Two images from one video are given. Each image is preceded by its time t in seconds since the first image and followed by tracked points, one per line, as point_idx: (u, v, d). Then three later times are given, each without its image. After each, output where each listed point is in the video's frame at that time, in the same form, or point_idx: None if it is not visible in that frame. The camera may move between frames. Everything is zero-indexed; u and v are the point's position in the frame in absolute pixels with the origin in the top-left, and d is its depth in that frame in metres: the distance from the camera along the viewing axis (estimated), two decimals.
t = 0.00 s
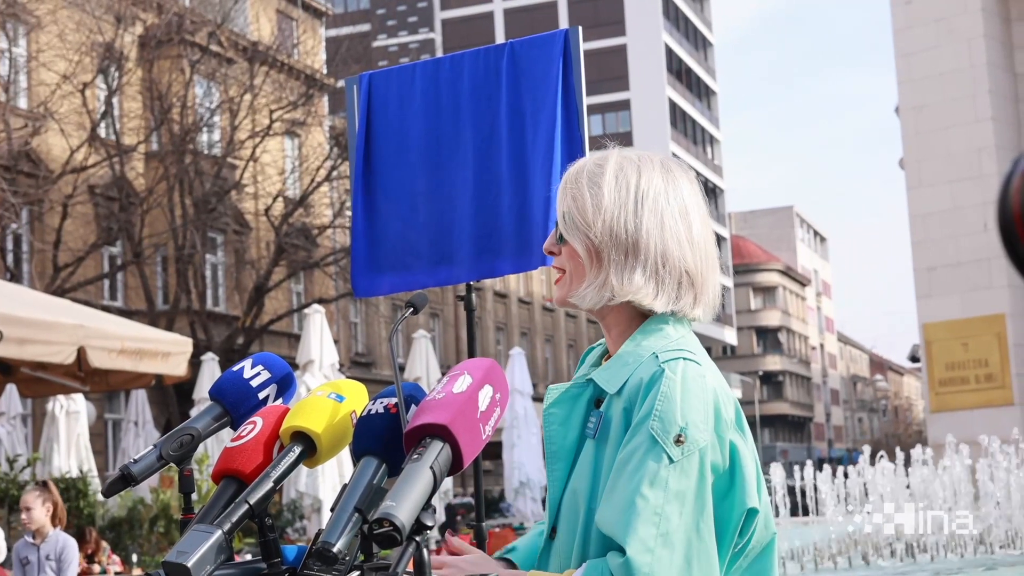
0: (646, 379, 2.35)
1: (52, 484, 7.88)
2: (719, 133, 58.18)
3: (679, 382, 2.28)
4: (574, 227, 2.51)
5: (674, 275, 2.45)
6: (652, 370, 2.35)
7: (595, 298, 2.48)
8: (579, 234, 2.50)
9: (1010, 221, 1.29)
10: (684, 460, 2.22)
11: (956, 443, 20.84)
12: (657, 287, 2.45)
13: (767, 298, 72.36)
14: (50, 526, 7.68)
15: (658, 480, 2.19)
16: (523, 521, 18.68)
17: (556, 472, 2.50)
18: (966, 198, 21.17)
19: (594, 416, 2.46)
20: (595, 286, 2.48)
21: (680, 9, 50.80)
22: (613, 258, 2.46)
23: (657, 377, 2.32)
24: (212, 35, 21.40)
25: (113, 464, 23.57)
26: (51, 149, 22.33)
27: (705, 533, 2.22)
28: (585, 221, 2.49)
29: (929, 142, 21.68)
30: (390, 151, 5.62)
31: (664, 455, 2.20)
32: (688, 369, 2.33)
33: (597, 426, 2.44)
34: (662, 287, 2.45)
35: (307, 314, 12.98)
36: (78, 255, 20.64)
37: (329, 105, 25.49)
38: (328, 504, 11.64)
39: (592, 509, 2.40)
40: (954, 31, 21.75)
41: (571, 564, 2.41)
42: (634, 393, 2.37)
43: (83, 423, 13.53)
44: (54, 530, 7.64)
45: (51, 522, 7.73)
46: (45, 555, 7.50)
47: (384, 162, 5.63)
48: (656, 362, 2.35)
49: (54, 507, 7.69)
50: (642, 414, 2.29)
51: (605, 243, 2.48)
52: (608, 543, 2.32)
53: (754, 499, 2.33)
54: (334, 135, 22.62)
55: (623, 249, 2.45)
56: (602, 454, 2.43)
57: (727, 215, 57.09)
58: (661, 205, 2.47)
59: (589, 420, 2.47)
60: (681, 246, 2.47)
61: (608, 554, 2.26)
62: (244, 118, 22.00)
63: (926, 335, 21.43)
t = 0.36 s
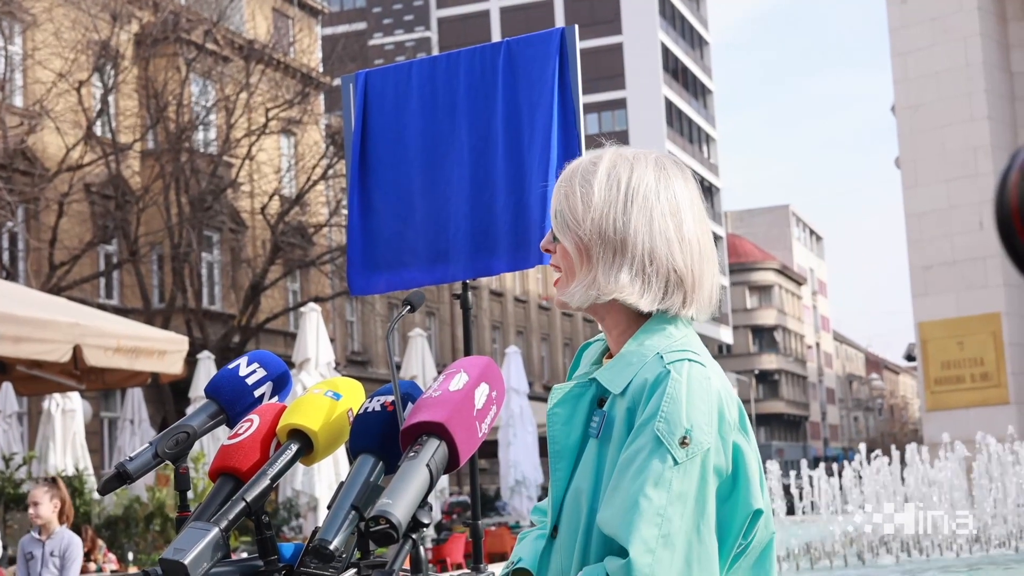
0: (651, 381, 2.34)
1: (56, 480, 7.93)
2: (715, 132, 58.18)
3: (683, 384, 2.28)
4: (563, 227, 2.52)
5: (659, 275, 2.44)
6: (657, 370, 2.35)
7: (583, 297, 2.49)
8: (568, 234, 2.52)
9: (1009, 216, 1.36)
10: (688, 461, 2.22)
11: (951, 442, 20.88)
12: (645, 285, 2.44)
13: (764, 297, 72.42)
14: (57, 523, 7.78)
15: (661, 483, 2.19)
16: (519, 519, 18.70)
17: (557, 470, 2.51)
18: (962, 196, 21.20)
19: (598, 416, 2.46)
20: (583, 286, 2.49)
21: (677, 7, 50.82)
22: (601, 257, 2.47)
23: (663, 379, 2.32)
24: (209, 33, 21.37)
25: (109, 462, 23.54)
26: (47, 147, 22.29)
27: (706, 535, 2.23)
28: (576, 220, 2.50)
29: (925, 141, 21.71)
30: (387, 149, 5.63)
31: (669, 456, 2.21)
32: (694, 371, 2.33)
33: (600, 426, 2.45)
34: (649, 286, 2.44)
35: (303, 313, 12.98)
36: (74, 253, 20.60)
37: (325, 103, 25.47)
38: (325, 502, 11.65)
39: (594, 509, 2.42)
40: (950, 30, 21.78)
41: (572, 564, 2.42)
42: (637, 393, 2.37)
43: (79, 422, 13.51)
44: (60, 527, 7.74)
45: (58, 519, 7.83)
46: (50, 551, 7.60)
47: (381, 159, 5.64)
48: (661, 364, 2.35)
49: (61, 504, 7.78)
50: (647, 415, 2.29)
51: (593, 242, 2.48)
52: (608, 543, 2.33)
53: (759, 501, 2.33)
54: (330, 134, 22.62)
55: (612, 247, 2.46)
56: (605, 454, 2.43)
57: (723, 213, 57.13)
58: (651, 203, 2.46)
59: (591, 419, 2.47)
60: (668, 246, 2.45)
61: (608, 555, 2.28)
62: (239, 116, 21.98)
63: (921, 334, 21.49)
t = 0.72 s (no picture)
0: (657, 380, 2.34)
1: (54, 475, 7.97)
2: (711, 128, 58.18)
3: (690, 383, 2.28)
4: (547, 230, 2.54)
5: (639, 261, 2.44)
6: (662, 369, 2.35)
7: (571, 296, 2.50)
8: (551, 235, 2.53)
9: (1004, 211, 1.63)
10: (693, 461, 2.23)
11: (947, 437, 20.93)
12: (627, 274, 2.44)
13: (760, 292, 72.50)
14: (54, 517, 7.82)
15: (664, 482, 2.20)
16: (514, 514, 18.68)
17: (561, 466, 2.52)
18: (958, 192, 21.25)
19: (600, 412, 2.47)
20: (573, 285, 2.50)
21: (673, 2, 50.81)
22: (582, 252, 2.48)
23: (669, 378, 2.32)
24: (204, 28, 21.33)
25: (104, 457, 23.54)
26: (42, 142, 22.28)
27: (707, 537, 2.24)
28: (557, 221, 2.52)
29: (921, 137, 21.73)
30: (384, 143, 5.64)
31: (673, 456, 2.22)
32: (699, 370, 2.33)
33: (603, 422, 2.46)
34: (629, 273, 2.44)
35: (299, 307, 12.98)
36: (69, 248, 20.58)
37: (321, 98, 25.47)
38: (320, 497, 11.66)
39: (595, 505, 2.43)
40: (947, 26, 21.78)
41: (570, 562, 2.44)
42: (643, 393, 2.37)
43: (75, 417, 13.53)
44: (57, 521, 7.76)
45: (55, 513, 7.87)
46: (47, 546, 7.61)
47: (378, 154, 5.65)
48: (667, 363, 2.35)
49: (58, 499, 7.81)
50: (652, 415, 2.29)
51: (575, 238, 2.50)
52: (609, 540, 2.34)
53: (760, 501, 2.35)
54: (326, 129, 22.58)
55: (591, 242, 2.47)
56: (607, 451, 2.44)
57: (720, 209, 57.15)
58: (625, 190, 2.47)
59: (594, 416, 2.48)
60: (646, 231, 2.46)
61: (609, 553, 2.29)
62: (235, 111, 21.95)
63: (917, 330, 21.49)
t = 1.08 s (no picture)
0: (650, 365, 2.36)
1: (51, 468, 8.01)
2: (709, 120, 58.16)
3: (682, 368, 2.30)
4: (548, 210, 2.56)
5: (631, 260, 2.46)
6: (656, 354, 2.37)
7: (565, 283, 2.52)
8: (552, 217, 2.55)
9: (1006, 202, 1.38)
10: (687, 444, 2.25)
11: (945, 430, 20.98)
12: (620, 271, 2.46)
13: (757, 284, 72.61)
14: (51, 508, 7.85)
15: (658, 464, 2.22)
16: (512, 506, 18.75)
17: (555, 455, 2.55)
18: (956, 185, 21.26)
19: (593, 400, 2.49)
20: (567, 273, 2.53)
21: None
22: (582, 240, 2.50)
23: (662, 363, 2.34)
24: (203, 20, 21.32)
25: (103, 449, 23.60)
26: (41, 134, 22.31)
27: (703, 520, 2.26)
28: (559, 204, 2.54)
29: (920, 129, 21.73)
30: (381, 135, 5.64)
31: (668, 439, 2.24)
32: (691, 355, 2.35)
33: (597, 410, 2.48)
34: (622, 270, 2.46)
35: (296, 300, 12.99)
36: (68, 240, 20.59)
37: (320, 91, 25.50)
38: (319, 489, 11.69)
39: (591, 492, 2.45)
40: (946, 18, 21.77)
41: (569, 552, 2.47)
42: (634, 379, 2.39)
43: (74, 408, 13.56)
44: (55, 512, 7.79)
45: (52, 504, 7.89)
46: (44, 537, 7.64)
47: (376, 145, 5.65)
48: (661, 347, 2.37)
49: (54, 490, 7.84)
50: (646, 398, 2.31)
51: (574, 224, 2.52)
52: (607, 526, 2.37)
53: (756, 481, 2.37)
54: (324, 121, 22.57)
55: (591, 231, 2.49)
56: (602, 439, 2.46)
57: (717, 202, 57.20)
58: (632, 184, 2.47)
59: (587, 405, 2.51)
60: (643, 230, 2.46)
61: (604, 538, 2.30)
62: (234, 104, 21.95)
63: (915, 322, 21.51)
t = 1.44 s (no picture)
0: (671, 354, 2.72)
1: (54, 464, 8.04)
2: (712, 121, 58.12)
3: (703, 353, 2.66)
4: (589, 202, 2.89)
5: (668, 252, 2.91)
6: (675, 344, 2.72)
7: (616, 278, 2.86)
8: (595, 208, 2.89)
9: (1008, 204, 1.44)
10: (710, 427, 2.58)
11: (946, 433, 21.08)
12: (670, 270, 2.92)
13: (758, 286, 72.60)
14: (53, 505, 7.87)
15: (683, 445, 2.53)
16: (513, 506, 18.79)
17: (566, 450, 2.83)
18: (959, 187, 21.26)
19: (604, 394, 2.80)
20: (609, 261, 2.88)
21: None
22: (633, 237, 2.88)
23: (684, 349, 2.69)
24: (207, 18, 21.33)
25: (104, 446, 23.63)
26: (44, 131, 22.34)
27: (719, 501, 2.57)
28: (605, 197, 2.90)
29: (922, 131, 21.74)
30: (385, 134, 5.67)
31: (696, 423, 2.56)
32: (709, 345, 2.71)
33: (610, 404, 2.79)
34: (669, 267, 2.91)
35: (298, 299, 13.02)
36: (71, 237, 20.61)
37: (322, 90, 25.50)
38: (319, 487, 11.73)
39: (607, 480, 2.75)
40: (949, 20, 21.77)
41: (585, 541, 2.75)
42: (654, 371, 2.72)
43: (75, 406, 13.59)
44: (55, 510, 7.80)
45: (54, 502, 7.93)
46: (44, 534, 7.66)
47: (378, 144, 5.68)
48: (680, 337, 2.73)
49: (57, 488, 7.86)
50: (672, 386, 2.63)
51: (622, 215, 2.89)
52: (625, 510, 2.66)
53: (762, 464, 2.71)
54: (327, 120, 22.55)
55: (645, 230, 2.90)
56: (619, 430, 2.77)
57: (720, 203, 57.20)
58: (669, 192, 2.96)
59: (598, 399, 2.81)
60: (675, 226, 2.94)
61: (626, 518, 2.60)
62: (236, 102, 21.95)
63: (917, 325, 21.52)
